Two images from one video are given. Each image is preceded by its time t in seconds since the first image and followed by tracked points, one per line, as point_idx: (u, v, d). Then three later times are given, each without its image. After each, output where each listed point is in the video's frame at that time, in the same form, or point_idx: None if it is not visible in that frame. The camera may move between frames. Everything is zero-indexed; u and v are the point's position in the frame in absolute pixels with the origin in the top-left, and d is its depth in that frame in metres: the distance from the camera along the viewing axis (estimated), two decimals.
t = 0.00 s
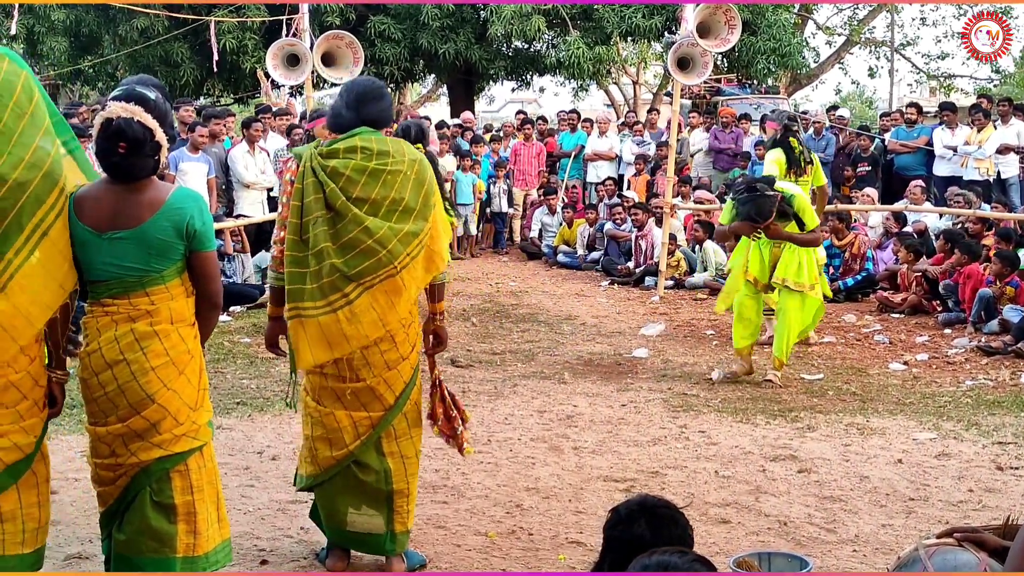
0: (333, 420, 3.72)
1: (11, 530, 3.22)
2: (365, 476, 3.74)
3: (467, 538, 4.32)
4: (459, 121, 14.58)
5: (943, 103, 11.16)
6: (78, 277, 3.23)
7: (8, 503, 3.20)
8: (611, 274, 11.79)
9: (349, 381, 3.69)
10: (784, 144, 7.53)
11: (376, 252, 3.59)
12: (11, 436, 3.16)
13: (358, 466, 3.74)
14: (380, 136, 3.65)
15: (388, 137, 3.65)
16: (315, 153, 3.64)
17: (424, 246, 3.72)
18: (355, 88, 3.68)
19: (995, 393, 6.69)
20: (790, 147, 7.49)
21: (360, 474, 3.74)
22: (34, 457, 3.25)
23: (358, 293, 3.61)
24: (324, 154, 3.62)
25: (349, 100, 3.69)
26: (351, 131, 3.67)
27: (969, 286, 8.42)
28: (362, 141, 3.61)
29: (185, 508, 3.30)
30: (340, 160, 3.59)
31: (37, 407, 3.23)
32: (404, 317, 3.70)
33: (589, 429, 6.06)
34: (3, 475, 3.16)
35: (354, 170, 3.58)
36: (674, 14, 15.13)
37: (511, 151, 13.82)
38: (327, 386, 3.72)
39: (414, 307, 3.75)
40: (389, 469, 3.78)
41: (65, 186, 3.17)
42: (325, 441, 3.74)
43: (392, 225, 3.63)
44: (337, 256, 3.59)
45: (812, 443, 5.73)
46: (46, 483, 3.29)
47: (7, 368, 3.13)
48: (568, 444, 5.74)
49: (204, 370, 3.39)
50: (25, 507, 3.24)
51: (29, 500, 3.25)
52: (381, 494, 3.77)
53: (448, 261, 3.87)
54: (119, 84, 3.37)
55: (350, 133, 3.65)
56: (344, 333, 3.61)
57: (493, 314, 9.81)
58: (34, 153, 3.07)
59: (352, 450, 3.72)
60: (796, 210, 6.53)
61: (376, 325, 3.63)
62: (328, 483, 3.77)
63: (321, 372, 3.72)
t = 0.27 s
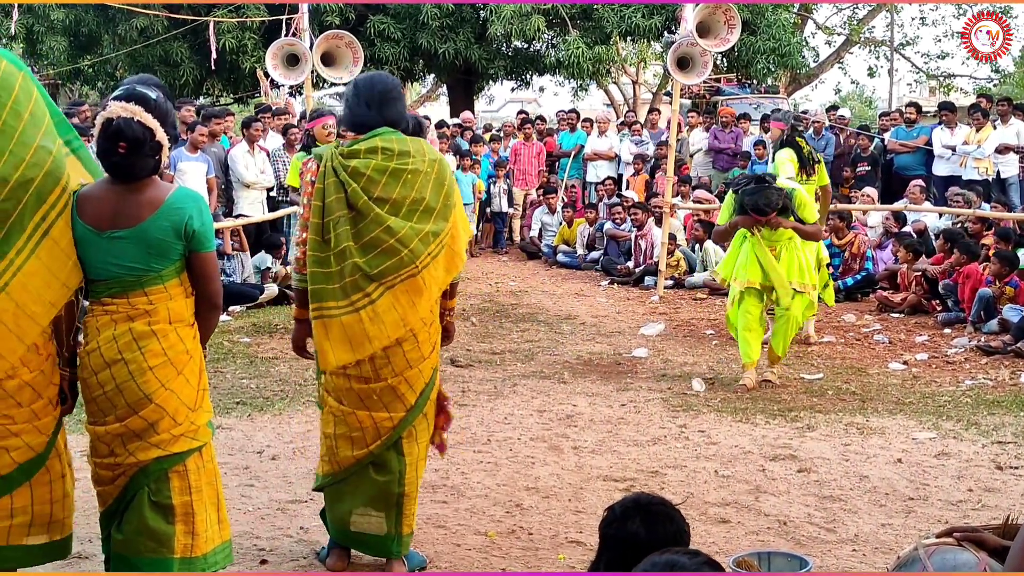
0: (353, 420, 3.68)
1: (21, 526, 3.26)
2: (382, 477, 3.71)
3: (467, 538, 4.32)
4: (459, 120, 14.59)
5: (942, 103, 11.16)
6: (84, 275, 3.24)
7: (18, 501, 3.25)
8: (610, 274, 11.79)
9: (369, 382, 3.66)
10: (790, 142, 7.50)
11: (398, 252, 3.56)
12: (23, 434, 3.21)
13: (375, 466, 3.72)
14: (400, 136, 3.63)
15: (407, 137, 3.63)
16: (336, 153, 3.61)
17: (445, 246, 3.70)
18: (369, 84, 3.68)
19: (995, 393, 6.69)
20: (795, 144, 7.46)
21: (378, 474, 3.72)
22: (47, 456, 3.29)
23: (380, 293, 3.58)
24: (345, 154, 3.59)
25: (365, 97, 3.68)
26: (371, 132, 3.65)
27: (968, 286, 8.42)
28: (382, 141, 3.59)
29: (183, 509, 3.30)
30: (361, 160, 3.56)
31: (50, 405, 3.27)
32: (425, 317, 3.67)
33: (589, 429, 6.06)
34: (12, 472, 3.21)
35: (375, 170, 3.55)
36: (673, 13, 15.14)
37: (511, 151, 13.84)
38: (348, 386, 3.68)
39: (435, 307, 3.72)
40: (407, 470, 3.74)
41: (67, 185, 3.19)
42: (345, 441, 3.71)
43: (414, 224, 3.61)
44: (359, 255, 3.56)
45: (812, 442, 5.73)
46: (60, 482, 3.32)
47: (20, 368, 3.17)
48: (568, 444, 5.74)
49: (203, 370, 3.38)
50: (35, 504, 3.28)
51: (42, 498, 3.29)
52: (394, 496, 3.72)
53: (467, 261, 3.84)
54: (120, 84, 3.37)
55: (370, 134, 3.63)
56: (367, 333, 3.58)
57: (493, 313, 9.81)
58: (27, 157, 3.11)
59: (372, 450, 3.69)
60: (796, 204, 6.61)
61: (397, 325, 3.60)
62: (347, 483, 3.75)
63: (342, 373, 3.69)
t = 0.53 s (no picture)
0: (362, 418, 3.69)
1: (19, 521, 3.29)
2: (387, 477, 3.71)
3: (467, 538, 4.32)
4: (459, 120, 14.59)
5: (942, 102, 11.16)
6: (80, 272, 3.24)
7: (16, 496, 3.28)
8: (611, 274, 11.79)
9: (379, 381, 3.65)
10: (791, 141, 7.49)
11: (417, 254, 3.56)
12: (19, 433, 3.24)
13: (380, 466, 3.71)
14: (419, 138, 3.61)
15: (426, 139, 3.61)
16: (355, 154, 3.59)
17: (463, 249, 3.70)
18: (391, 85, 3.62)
19: (995, 393, 6.69)
20: (796, 144, 7.45)
21: (383, 475, 3.71)
22: (44, 452, 3.31)
23: (398, 296, 3.57)
24: (364, 155, 3.58)
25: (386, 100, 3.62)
26: (392, 133, 3.63)
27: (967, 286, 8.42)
28: (403, 144, 3.57)
29: (182, 509, 3.30)
30: (381, 162, 3.55)
31: (46, 402, 3.29)
32: (442, 320, 3.66)
33: (589, 429, 6.06)
34: (10, 469, 3.24)
35: (395, 172, 3.55)
36: (673, 13, 15.14)
37: (511, 151, 13.86)
38: (358, 387, 3.68)
39: (451, 310, 3.72)
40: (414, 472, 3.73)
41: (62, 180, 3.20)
42: (352, 441, 3.71)
43: (432, 227, 3.60)
44: (378, 258, 3.55)
45: (812, 442, 5.74)
46: (58, 478, 3.36)
47: (14, 364, 3.21)
48: (568, 443, 5.74)
49: (204, 370, 3.38)
50: (33, 500, 3.31)
51: (40, 493, 3.32)
52: (398, 498, 3.71)
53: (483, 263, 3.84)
54: (127, 84, 3.37)
55: (390, 136, 3.61)
56: (384, 335, 3.57)
57: (493, 313, 9.81)
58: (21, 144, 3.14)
59: (377, 449, 3.69)
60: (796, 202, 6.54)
61: (415, 328, 3.60)
62: (352, 481, 3.75)
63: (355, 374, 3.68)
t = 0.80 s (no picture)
0: (366, 418, 3.68)
1: (15, 516, 3.27)
2: (390, 478, 3.71)
3: (468, 538, 4.32)
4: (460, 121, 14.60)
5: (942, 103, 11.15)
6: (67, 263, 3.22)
7: (12, 491, 3.26)
8: (611, 274, 11.79)
9: (384, 382, 3.65)
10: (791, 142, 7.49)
11: (430, 259, 3.56)
12: (13, 426, 3.21)
13: (382, 466, 3.71)
14: (432, 144, 3.63)
15: (439, 145, 3.63)
16: (370, 157, 3.58)
17: (473, 255, 3.70)
18: (405, 86, 3.60)
19: (995, 393, 6.69)
20: (795, 145, 7.45)
21: (385, 475, 3.71)
22: (37, 447, 3.29)
23: (411, 300, 3.56)
24: (379, 158, 3.57)
25: (399, 101, 3.60)
26: (406, 138, 3.63)
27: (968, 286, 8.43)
28: (418, 149, 3.58)
29: (183, 509, 3.30)
30: (396, 166, 3.55)
31: (40, 397, 3.27)
32: (451, 323, 3.67)
33: (590, 429, 6.06)
34: (5, 462, 3.22)
35: (409, 177, 3.55)
36: (674, 13, 15.14)
37: (513, 151, 13.87)
38: (364, 388, 3.68)
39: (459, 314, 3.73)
40: (416, 474, 3.73)
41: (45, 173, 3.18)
42: (355, 440, 3.71)
43: (445, 233, 3.61)
44: (391, 261, 3.54)
45: (813, 442, 5.74)
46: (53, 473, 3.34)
47: (7, 359, 3.18)
48: (568, 443, 5.74)
49: (205, 371, 3.38)
50: (28, 494, 3.28)
51: (34, 488, 3.30)
52: (400, 499, 3.71)
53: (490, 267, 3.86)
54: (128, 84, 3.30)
55: (405, 140, 3.62)
56: (395, 338, 3.57)
57: (493, 313, 9.81)
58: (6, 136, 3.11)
59: (380, 449, 3.69)
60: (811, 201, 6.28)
61: (425, 332, 3.60)
62: (354, 481, 3.75)
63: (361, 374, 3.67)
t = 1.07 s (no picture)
0: (371, 419, 3.68)
1: (17, 515, 3.24)
2: (394, 478, 3.71)
3: (470, 538, 4.33)
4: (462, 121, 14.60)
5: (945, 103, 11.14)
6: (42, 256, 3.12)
7: (13, 491, 3.23)
8: (614, 274, 11.79)
9: (388, 383, 3.65)
10: (790, 143, 7.50)
11: (433, 262, 3.57)
12: (7, 425, 3.18)
13: (387, 466, 3.72)
14: (435, 146, 3.63)
15: (442, 147, 3.63)
16: (372, 160, 3.58)
17: (476, 257, 3.71)
18: (403, 94, 3.62)
19: (998, 393, 6.68)
20: (794, 146, 7.45)
21: (389, 475, 3.71)
22: (36, 445, 3.25)
23: (414, 305, 3.56)
24: (382, 161, 3.57)
25: (396, 108, 3.63)
26: (407, 142, 3.65)
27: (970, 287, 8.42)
28: (419, 152, 3.59)
29: (186, 509, 3.31)
30: (398, 169, 3.55)
31: (35, 395, 3.24)
32: (454, 325, 3.67)
33: (593, 429, 6.06)
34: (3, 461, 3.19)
35: (412, 180, 3.55)
36: (677, 13, 15.14)
37: (516, 151, 13.89)
38: (369, 389, 3.68)
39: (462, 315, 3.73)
40: (419, 474, 3.74)
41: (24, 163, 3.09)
42: (360, 440, 3.71)
43: (448, 235, 3.61)
44: (395, 265, 3.54)
45: (815, 442, 5.74)
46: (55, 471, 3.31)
47: None
48: (571, 443, 5.74)
49: (208, 371, 3.38)
50: (31, 493, 3.26)
51: (37, 487, 3.27)
52: (405, 499, 3.72)
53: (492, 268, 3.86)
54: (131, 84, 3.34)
55: (407, 144, 3.63)
56: (399, 341, 3.57)
57: (496, 313, 9.81)
58: None
59: (385, 449, 3.69)
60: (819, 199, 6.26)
61: (429, 336, 3.60)
62: (358, 481, 3.75)
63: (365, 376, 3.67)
